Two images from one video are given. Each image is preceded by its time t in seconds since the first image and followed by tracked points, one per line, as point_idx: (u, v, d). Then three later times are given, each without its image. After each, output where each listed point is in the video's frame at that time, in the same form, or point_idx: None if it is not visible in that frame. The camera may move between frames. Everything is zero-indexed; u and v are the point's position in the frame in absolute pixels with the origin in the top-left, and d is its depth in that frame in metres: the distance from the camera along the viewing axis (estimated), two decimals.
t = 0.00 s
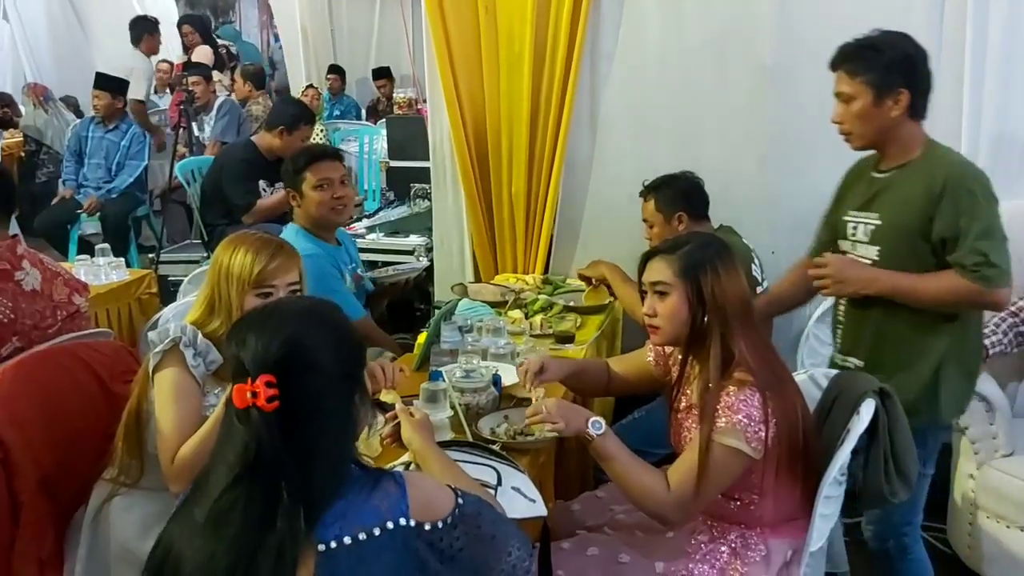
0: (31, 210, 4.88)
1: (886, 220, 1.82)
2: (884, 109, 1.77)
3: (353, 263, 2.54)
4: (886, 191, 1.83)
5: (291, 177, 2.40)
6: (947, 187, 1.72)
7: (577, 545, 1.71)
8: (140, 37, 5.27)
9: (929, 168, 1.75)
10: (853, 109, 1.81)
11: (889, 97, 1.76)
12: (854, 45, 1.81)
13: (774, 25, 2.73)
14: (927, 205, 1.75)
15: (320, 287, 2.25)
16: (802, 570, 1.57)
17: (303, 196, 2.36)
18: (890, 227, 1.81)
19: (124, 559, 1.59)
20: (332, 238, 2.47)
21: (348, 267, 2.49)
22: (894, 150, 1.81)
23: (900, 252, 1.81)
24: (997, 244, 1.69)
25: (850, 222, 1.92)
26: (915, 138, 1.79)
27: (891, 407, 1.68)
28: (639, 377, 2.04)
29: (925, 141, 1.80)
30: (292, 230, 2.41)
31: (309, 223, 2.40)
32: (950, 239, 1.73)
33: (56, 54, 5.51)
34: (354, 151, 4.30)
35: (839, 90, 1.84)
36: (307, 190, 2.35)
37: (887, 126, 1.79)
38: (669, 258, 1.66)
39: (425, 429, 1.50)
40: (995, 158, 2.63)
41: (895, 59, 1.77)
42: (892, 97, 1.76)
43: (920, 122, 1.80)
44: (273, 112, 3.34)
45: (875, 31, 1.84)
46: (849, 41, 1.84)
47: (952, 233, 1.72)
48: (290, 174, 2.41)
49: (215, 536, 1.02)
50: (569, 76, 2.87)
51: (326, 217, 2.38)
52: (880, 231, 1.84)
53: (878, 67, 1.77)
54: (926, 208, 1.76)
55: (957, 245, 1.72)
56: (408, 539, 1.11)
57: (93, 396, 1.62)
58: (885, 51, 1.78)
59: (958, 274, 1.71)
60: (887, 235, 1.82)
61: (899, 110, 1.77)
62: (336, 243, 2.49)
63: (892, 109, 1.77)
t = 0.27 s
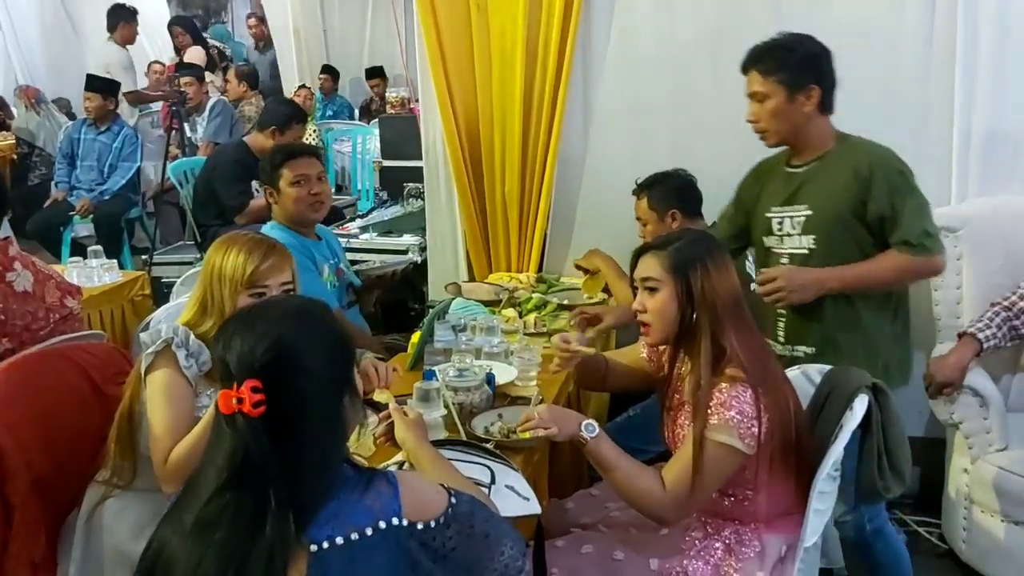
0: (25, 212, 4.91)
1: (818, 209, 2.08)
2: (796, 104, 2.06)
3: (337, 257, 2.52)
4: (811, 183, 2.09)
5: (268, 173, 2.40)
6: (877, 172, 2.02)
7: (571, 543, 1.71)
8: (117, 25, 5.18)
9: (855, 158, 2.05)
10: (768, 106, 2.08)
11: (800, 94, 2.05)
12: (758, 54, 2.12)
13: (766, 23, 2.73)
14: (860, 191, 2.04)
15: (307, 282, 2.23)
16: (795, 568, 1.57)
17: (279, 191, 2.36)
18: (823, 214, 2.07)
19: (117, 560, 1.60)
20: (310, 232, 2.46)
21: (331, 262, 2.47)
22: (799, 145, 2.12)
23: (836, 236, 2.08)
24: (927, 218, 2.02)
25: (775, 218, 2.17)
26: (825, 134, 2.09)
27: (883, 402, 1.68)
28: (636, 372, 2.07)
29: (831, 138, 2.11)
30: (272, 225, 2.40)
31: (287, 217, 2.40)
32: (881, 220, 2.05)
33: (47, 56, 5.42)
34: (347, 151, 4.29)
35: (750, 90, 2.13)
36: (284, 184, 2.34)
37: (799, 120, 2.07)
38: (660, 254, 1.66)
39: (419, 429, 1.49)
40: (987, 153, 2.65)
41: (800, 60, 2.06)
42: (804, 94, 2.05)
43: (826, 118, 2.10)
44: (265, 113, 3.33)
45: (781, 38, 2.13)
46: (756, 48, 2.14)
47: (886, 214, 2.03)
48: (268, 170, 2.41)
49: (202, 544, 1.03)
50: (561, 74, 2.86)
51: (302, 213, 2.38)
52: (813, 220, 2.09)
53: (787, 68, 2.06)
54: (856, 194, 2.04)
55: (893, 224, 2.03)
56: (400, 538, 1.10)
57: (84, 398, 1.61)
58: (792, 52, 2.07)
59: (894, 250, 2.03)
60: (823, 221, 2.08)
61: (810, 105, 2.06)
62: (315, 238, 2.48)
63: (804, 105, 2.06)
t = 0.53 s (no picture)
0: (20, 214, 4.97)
1: (776, 200, 2.13)
2: (738, 102, 2.09)
3: (326, 255, 2.51)
4: (764, 176, 2.15)
5: (260, 173, 2.39)
6: (827, 155, 2.09)
7: (567, 543, 1.72)
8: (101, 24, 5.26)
9: (803, 145, 2.12)
10: (709, 106, 2.10)
11: (741, 92, 2.09)
12: (697, 57, 2.12)
13: (759, 22, 2.74)
14: (814, 178, 2.10)
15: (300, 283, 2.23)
16: (791, 567, 1.57)
17: (272, 190, 2.36)
18: (782, 204, 2.13)
19: (113, 563, 1.58)
20: (298, 230, 2.44)
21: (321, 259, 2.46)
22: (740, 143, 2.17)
23: (797, 223, 2.13)
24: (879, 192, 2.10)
25: (731, 216, 2.21)
26: (767, 128, 2.15)
27: (879, 400, 1.69)
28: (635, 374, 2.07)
29: (774, 131, 2.17)
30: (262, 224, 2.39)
31: (279, 216, 2.39)
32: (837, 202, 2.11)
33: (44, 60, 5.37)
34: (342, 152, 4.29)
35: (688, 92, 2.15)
36: (277, 184, 2.34)
37: (741, 117, 2.10)
38: (655, 254, 1.67)
39: (415, 430, 1.50)
40: (982, 150, 2.63)
41: (738, 58, 2.09)
42: (744, 91, 2.08)
43: (766, 114, 2.15)
44: (260, 114, 3.33)
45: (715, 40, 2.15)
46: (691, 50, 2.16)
47: (843, 195, 2.09)
48: (259, 169, 2.40)
49: (198, 552, 1.03)
50: (556, 74, 2.86)
51: (296, 212, 2.38)
52: (772, 212, 2.15)
53: (725, 67, 2.08)
54: (810, 181, 2.11)
55: (851, 204, 2.10)
56: (399, 541, 1.10)
57: (80, 401, 1.60)
58: (731, 51, 2.09)
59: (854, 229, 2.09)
60: (782, 211, 2.13)
61: (751, 102, 2.10)
62: (303, 237, 2.46)
63: (746, 102, 2.09)
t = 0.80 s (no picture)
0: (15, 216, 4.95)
1: (760, 199, 2.14)
2: (716, 105, 2.09)
3: (321, 255, 2.51)
4: (747, 175, 2.15)
5: (258, 172, 2.38)
6: (809, 152, 2.10)
7: (563, 544, 1.71)
8: (89, 26, 5.24)
9: (784, 143, 2.13)
10: (688, 110, 2.11)
11: (719, 94, 2.09)
12: (675, 60, 2.12)
13: (753, 22, 2.75)
14: (796, 175, 2.11)
15: (295, 285, 2.23)
16: (786, 567, 1.57)
17: (274, 188, 2.36)
18: (766, 204, 2.13)
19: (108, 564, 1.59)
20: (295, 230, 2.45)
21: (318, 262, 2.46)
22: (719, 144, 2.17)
23: (781, 221, 2.14)
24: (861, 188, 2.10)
25: (716, 216, 2.21)
26: (746, 127, 2.16)
27: (873, 400, 1.70)
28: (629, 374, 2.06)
29: (754, 130, 2.18)
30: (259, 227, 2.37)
31: (276, 216, 2.39)
32: (820, 198, 2.12)
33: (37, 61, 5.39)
34: (337, 153, 4.28)
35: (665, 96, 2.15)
36: (279, 181, 2.35)
37: (720, 118, 2.11)
38: (650, 254, 1.67)
39: (410, 431, 1.50)
40: (976, 149, 2.63)
41: (716, 61, 2.09)
42: (722, 93, 2.09)
43: (745, 114, 2.15)
44: (252, 115, 3.32)
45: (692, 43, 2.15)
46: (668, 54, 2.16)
47: (826, 191, 2.10)
48: (258, 169, 2.39)
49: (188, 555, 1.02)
50: (550, 73, 2.86)
51: (296, 211, 2.38)
52: (756, 211, 2.15)
53: (703, 70, 2.08)
54: (793, 178, 2.11)
55: (834, 200, 2.10)
56: (396, 551, 1.11)
57: (75, 404, 1.60)
58: (709, 54, 2.09)
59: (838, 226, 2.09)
60: (766, 210, 2.13)
61: (729, 104, 2.10)
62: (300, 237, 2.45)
63: (724, 104, 2.10)
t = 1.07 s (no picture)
0: (9, 215, 4.82)
1: (749, 199, 2.14)
2: (713, 103, 2.09)
3: (315, 254, 2.51)
4: (739, 174, 2.16)
5: (260, 170, 2.36)
6: (797, 154, 2.08)
7: (558, 543, 1.71)
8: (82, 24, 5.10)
9: (776, 143, 2.12)
10: (685, 108, 2.11)
11: (716, 91, 2.09)
12: (672, 58, 2.13)
13: (750, 22, 2.75)
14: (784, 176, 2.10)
15: (290, 286, 2.23)
16: (781, 566, 1.58)
17: (275, 186, 2.34)
18: (754, 205, 2.13)
19: (103, 563, 1.60)
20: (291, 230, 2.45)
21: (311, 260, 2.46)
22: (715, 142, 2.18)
23: (769, 222, 2.13)
24: (842, 196, 2.06)
25: (708, 214, 2.22)
26: (743, 126, 2.15)
27: (868, 400, 1.71)
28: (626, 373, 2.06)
29: (750, 129, 2.18)
30: (253, 223, 2.37)
31: (274, 216, 2.38)
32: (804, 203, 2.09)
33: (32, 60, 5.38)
34: (334, 152, 4.28)
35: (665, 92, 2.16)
36: (282, 182, 2.34)
37: (717, 116, 2.11)
38: (646, 252, 1.67)
39: (404, 432, 1.49)
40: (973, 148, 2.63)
41: (713, 58, 2.09)
42: (718, 92, 2.09)
43: (743, 112, 2.15)
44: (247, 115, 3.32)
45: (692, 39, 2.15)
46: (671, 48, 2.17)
47: (809, 196, 2.07)
48: (258, 167, 2.38)
49: (178, 552, 1.02)
50: (546, 72, 2.86)
51: (295, 212, 2.38)
52: (746, 211, 2.15)
53: (700, 68, 2.08)
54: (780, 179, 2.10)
55: (815, 206, 2.08)
56: (386, 549, 1.11)
57: (71, 404, 1.60)
58: (706, 53, 2.09)
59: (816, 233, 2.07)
60: (756, 210, 2.13)
61: (727, 102, 2.10)
62: (294, 236, 2.46)
63: (721, 102, 2.10)
